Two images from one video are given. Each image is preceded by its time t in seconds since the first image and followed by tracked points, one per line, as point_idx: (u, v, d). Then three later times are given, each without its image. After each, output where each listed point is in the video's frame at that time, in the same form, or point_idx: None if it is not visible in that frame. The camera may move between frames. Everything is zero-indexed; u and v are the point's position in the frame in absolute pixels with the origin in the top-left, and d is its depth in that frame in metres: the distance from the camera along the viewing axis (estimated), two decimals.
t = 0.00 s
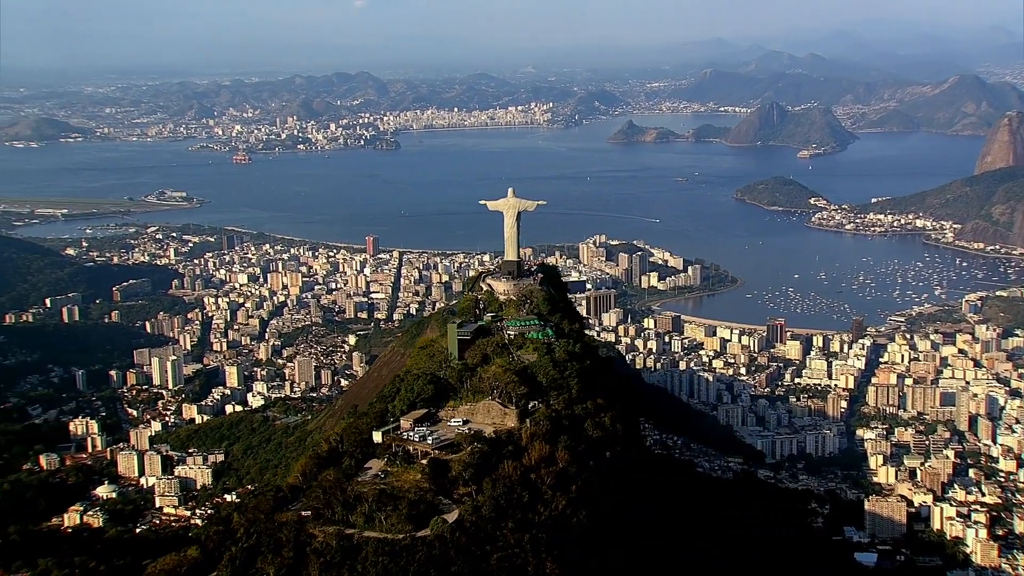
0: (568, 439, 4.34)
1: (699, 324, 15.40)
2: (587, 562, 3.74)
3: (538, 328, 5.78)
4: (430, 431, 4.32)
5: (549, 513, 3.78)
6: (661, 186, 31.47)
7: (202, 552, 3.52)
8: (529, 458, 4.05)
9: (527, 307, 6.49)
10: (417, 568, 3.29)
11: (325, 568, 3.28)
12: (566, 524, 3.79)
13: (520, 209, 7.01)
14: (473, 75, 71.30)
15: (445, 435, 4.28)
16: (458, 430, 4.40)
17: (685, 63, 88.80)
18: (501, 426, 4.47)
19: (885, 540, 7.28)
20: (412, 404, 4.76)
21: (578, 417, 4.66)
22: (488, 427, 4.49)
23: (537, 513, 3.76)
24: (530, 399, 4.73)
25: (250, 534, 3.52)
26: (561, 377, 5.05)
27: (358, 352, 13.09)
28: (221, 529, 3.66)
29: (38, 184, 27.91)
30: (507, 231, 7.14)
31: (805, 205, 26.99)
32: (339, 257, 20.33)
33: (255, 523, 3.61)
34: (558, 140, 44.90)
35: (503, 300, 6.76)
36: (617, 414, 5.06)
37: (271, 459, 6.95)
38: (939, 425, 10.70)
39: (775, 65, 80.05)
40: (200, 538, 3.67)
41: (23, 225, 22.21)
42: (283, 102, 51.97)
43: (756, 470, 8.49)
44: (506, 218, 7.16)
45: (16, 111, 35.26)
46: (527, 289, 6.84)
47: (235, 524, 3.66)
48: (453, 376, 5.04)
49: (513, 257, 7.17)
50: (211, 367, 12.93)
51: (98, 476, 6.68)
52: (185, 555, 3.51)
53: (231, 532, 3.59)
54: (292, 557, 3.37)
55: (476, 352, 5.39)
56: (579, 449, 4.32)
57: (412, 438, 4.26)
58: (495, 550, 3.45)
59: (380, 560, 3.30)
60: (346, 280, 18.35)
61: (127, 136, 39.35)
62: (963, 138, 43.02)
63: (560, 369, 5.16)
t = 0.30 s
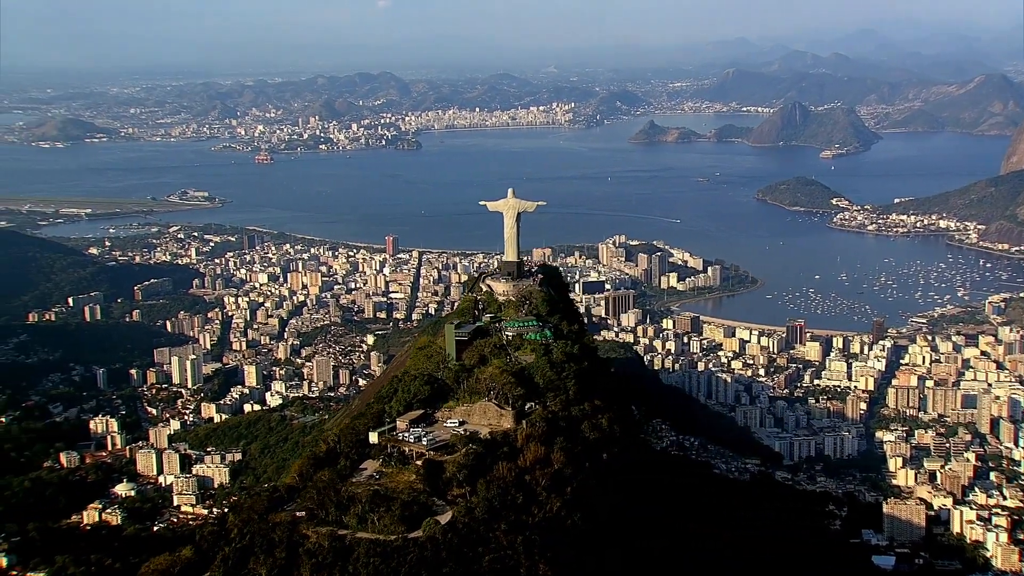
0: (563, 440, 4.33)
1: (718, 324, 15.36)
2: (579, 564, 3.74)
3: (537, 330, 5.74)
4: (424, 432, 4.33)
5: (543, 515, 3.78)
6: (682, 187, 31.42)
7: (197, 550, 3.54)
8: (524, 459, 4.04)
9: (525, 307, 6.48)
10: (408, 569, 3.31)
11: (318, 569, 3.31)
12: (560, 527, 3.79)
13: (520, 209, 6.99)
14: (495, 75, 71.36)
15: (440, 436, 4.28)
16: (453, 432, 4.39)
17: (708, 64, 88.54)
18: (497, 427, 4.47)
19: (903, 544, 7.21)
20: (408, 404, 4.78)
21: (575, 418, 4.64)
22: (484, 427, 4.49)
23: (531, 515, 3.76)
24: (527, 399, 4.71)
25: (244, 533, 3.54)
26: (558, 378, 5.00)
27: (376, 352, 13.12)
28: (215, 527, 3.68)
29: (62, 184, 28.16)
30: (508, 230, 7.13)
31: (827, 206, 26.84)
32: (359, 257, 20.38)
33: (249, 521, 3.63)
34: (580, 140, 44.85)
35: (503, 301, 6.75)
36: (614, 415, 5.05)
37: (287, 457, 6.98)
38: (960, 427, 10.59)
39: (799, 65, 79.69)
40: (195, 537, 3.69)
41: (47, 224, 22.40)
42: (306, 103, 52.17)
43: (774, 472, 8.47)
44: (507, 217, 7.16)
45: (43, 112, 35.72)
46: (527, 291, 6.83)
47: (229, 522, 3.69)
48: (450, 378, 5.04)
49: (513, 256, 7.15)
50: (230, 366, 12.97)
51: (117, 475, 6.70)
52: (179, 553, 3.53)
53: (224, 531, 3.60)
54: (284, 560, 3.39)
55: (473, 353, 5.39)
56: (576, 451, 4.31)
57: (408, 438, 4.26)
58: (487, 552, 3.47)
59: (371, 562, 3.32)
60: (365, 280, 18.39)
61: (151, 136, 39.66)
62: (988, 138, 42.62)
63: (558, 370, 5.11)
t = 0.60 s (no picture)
0: (560, 440, 4.32)
1: (736, 325, 15.28)
2: (574, 566, 3.73)
3: (534, 330, 5.72)
4: (420, 433, 4.33)
5: (538, 516, 3.77)
6: (704, 187, 31.31)
7: (190, 551, 3.56)
8: (519, 460, 4.03)
9: (524, 309, 6.47)
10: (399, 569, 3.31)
11: (309, 569, 3.31)
12: (555, 528, 3.77)
13: (520, 210, 6.98)
14: (516, 75, 71.38)
15: (435, 437, 4.28)
16: (449, 434, 4.39)
17: (731, 63, 88.17)
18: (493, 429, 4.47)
19: (922, 547, 7.14)
20: (405, 407, 4.79)
21: (572, 418, 4.62)
22: (480, 429, 4.50)
23: (525, 516, 3.75)
24: (524, 400, 4.71)
25: (235, 534, 3.55)
26: (555, 379, 4.97)
27: (393, 351, 13.13)
28: (209, 527, 3.70)
29: (87, 183, 28.39)
30: (508, 231, 7.11)
31: (850, 206, 26.67)
32: (379, 257, 20.42)
33: (243, 521, 3.65)
34: (601, 141, 44.77)
35: (501, 302, 6.73)
36: (613, 415, 5.03)
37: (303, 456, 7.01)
38: (982, 430, 10.48)
39: (823, 64, 79.21)
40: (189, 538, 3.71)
41: (71, 224, 22.57)
42: (328, 103, 52.33)
43: (790, 473, 8.42)
44: (507, 217, 7.14)
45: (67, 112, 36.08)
46: (526, 291, 6.80)
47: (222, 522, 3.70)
48: (448, 379, 5.04)
49: (513, 257, 7.13)
50: (249, 365, 13.01)
51: (136, 474, 6.75)
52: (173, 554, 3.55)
53: (217, 532, 3.62)
54: (276, 560, 3.39)
55: (470, 354, 5.36)
56: (573, 451, 4.29)
57: (403, 438, 4.28)
58: (480, 554, 3.46)
59: (362, 562, 3.33)
60: (384, 280, 18.41)
61: (175, 135, 39.92)
62: (1015, 138, 42.20)
63: (556, 371, 5.08)
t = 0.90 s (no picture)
0: (557, 443, 4.30)
1: (758, 327, 15.19)
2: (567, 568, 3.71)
3: (531, 332, 5.73)
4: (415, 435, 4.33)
5: (532, 517, 3.75)
6: (728, 187, 31.18)
7: (183, 551, 3.59)
8: (513, 462, 4.02)
9: (523, 310, 6.47)
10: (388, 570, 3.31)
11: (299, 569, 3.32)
12: (549, 531, 3.75)
13: (520, 212, 6.97)
14: (541, 75, 71.37)
15: (429, 438, 4.29)
16: (443, 436, 4.39)
17: (757, 63, 87.78)
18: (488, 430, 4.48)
19: (944, 551, 7.04)
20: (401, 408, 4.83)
21: (569, 420, 4.60)
22: (475, 431, 4.51)
23: (519, 517, 3.73)
24: (520, 403, 4.70)
25: (227, 535, 3.58)
26: (552, 382, 4.95)
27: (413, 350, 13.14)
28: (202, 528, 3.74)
29: (114, 183, 28.64)
30: (509, 233, 7.11)
31: (876, 207, 26.46)
32: (401, 256, 20.47)
33: (235, 521, 3.68)
34: (625, 141, 44.71)
35: (501, 303, 6.72)
36: (612, 417, 5.01)
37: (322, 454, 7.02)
38: (1007, 433, 10.32)
39: (850, 64, 78.71)
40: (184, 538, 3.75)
41: (98, 224, 22.76)
42: (353, 103, 52.54)
43: (812, 476, 8.36)
44: (507, 219, 7.14)
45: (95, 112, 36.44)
46: (526, 292, 6.80)
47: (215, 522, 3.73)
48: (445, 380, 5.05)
49: (513, 258, 7.12)
50: (270, 365, 13.07)
51: (157, 472, 6.79)
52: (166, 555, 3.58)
53: (210, 533, 3.65)
54: (265, 559, 3.41)
55: (468, 354, 5.35)
56: (569, 453, 4.27)
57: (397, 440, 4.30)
58: (471, 556, 3.45)
59: (352, 563, 3.33)
60: (406, 280, 18.43)
61: (201, 135, 40.19)
62: None
63: (553, 373, 5.06)
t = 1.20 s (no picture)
0: (552, 444, 4.29)
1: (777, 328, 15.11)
2: (561, 568, 3.69)
3: (529, 334, 5.73)
4: (410, 436, 4.34)
5: (527, 518, 3.73)
6: (750, 188, 31.04)
7: (178, 552, 3.62)
8: (508, 464, 4.01)
9: (521, 310, 6.47)
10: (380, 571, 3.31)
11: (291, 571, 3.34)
12: (544, 531, 3.73)
13: (519, 212, 6.96)
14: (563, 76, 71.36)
15: (423, 440, 4.30)
16: (439, 437, 4.40)
17: (780, 63, 87.42)
18: (484, 432, 4.49)
19: (964, 555, 6.94)
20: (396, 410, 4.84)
21: (566, 421, 4.59)
22: (470, 433, 4.51)
23: (514, 519, 3.72)
24: (517, 405, 4.70)
25: (221, 537, 3.61)
26: (548, 383, 4.93)
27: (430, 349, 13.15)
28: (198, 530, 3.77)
29: (137, 183, 28.86)
30: (508, 234, 7.10)
31: (899, 207, 26.25)
32: (420, 257, 20.50)
33: (229, 523, 3.71)
34: (646, 141, 44.61)
35: (500, 305, 6.71)
36: (611, 417, 4.99)
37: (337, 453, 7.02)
38: None
39: (874, 64, 78.23)
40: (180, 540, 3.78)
41: (121, 224, 22.95)
42: (375, 104, 52.69)
43: (829, 478, 8.32)
44: (505, 219, 7.14)
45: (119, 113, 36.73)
46: (527, 294, 6.79)
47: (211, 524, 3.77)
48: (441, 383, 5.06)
49: (512, 259, 7.11)
50: (288, 365, 13.11)
51: (175, 472, 6.81)
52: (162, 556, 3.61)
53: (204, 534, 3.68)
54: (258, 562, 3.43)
55: (465, 356, 5.35)
56: (565, 455, 4.25)
57: (392, 441, 4.32)
58: (462, 557, 3.44)
59: (343, 564, 3.34)
60: (425, 281, 18.47)
61: (223, 136, 40.42)
62: None
63: (551, 374, 5.05)
